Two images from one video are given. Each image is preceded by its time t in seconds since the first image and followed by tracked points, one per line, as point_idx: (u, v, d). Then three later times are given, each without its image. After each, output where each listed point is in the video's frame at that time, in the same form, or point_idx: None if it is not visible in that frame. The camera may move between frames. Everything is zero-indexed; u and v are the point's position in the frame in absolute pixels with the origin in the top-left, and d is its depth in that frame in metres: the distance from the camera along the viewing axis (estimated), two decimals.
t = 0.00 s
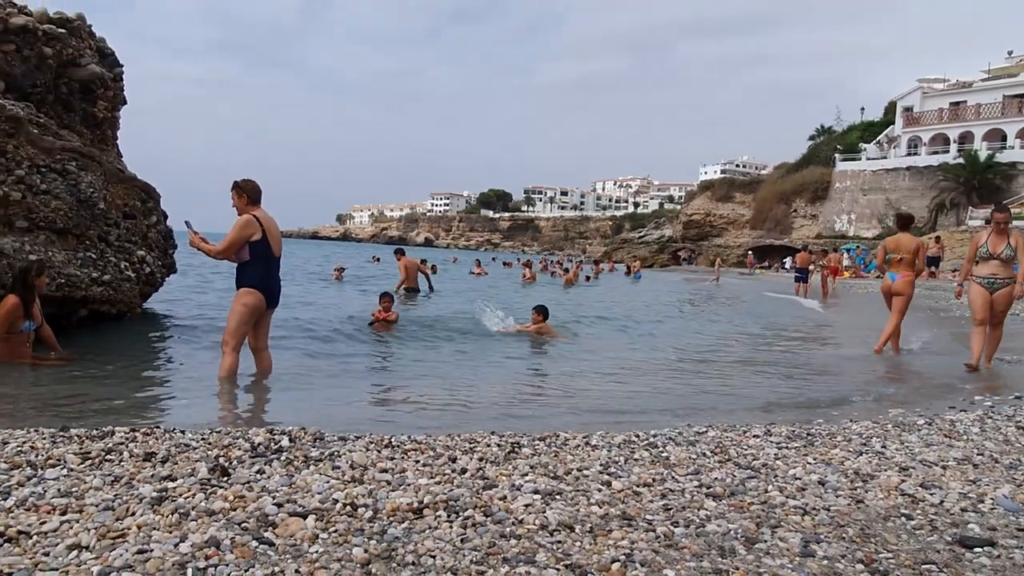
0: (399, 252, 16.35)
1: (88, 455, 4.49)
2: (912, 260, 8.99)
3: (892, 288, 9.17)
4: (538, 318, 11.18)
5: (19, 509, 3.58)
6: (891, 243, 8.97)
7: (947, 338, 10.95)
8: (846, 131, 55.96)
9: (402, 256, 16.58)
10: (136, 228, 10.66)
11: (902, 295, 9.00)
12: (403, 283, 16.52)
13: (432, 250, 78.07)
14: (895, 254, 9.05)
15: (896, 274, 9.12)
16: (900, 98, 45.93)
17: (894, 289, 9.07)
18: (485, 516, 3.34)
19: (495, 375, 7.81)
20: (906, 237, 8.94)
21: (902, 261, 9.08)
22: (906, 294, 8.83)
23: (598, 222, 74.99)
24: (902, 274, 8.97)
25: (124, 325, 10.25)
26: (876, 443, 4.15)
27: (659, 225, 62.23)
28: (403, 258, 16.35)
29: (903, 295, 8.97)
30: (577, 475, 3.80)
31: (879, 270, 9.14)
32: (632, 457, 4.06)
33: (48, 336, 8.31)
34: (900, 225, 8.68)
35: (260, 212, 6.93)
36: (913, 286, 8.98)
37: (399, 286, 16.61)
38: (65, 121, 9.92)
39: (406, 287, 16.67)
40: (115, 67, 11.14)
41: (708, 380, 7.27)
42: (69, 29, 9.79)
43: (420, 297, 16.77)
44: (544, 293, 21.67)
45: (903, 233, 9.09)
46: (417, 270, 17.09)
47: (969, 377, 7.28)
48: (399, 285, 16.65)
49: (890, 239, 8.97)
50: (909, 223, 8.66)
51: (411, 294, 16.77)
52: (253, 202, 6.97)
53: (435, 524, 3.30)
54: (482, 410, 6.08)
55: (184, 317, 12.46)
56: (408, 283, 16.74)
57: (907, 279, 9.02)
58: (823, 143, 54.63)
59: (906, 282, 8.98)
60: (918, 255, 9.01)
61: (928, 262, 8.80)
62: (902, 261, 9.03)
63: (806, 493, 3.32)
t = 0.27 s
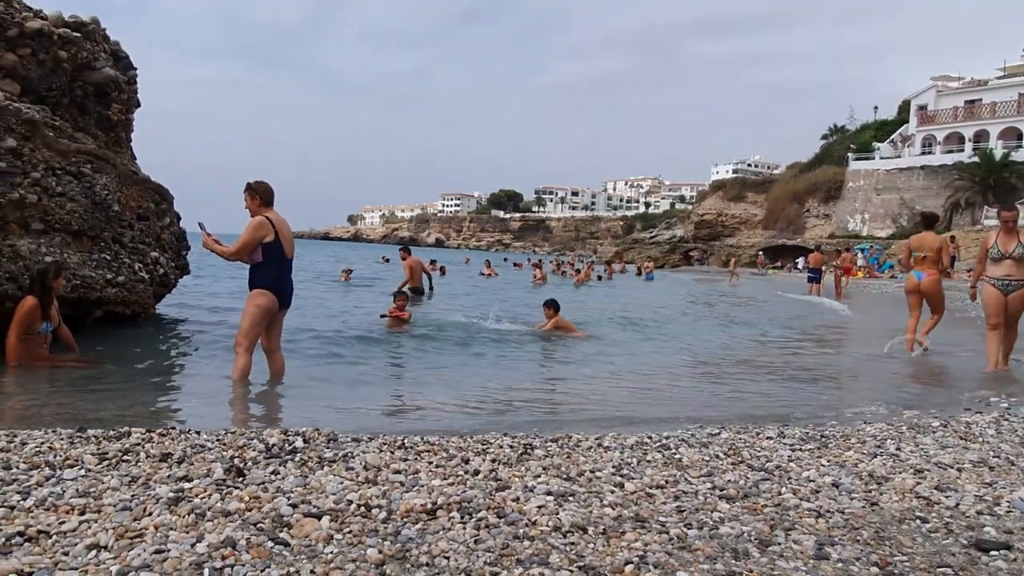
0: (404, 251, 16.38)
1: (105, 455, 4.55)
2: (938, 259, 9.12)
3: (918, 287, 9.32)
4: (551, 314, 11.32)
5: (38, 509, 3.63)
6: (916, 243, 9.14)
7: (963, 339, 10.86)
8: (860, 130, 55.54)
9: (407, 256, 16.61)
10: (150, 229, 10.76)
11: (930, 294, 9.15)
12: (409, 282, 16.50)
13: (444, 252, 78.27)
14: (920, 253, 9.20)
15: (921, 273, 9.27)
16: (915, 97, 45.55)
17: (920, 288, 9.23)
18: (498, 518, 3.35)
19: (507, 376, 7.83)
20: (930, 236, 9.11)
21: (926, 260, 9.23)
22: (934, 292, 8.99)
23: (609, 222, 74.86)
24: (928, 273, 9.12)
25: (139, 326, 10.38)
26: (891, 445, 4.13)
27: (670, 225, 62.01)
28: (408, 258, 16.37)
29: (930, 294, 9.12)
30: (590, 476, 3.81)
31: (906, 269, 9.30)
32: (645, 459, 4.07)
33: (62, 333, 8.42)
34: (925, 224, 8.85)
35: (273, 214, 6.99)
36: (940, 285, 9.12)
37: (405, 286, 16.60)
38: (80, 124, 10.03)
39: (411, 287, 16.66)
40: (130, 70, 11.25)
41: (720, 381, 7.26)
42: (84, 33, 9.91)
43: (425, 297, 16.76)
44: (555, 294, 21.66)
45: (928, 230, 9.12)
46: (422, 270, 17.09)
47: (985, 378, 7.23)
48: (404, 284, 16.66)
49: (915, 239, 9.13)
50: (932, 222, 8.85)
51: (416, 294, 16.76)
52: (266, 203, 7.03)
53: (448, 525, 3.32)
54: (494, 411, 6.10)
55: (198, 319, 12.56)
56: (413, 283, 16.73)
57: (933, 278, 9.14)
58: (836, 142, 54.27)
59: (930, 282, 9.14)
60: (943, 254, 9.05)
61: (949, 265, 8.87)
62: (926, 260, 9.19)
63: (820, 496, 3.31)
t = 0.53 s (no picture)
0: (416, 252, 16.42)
1: (128, 456, 4.63)
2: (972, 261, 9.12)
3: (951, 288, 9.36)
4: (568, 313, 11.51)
5: (64, 508, 3.70)
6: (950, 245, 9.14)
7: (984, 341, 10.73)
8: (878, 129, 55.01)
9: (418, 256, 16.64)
10: (168, 232, 10.89)
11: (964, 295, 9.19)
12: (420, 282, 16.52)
13: (458, 253, 78.44)
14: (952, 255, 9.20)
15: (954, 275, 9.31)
16: (934, 95, 45.07)
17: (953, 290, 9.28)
18: (516, 519, 3.38)
19: (522, 378, 7.84)
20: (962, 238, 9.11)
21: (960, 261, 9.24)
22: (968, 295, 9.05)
23: (623, 222, 74.68)
24: (961, 275, 9.14)
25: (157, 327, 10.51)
26: (911, 448, 4.11)
27: (685, 225, 61.73)
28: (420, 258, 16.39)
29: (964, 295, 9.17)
30: (607, 478, 3.83)
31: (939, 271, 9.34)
32: (662, 461, 4.07)
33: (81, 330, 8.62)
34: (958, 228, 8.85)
35: (290, 216, 7.05)
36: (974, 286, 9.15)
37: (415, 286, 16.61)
38: (100, 128, 10.18)
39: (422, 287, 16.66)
40: (148, 74, 11.39)
41: (736, 383, 7.23)
42: (103, 38, 10.05)
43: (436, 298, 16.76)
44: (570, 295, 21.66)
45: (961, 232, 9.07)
46: (433, 271, 17.11)
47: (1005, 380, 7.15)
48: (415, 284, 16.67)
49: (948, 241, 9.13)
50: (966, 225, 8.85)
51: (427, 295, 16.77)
52: (283, 206, 7.10)
53: (466, 526, 3.35)
54: (509, 413, 6.12)
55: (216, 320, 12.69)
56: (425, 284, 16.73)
57: (966, 279, 9.15)
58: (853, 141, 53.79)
59: (963, 284, 9.16)
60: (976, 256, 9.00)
61: (978, 268, 8.85)
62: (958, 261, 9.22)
63: (839, 499, 3.30)
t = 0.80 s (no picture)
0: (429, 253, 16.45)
1: (151, 455, 4.70)
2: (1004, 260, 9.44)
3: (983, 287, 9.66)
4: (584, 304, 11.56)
5: (90, 506, 3.77)
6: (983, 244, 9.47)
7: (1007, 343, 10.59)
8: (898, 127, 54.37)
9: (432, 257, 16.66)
10: (186, 233, 11.02)
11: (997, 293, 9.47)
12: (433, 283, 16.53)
13: (474, 253, 78.55)
14: (985, 254, 9.52)
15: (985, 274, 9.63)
16: (955, 92, 44.53)
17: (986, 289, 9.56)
18: (534, 520, 3.39)
19: (538, 379, 7.86)
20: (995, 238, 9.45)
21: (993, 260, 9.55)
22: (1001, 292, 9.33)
23: (639, 222, 74.41)
24: (994, 273, 9.46)
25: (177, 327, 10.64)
26: (932, 450, 4.07)
27: (702, 225, 61.39)
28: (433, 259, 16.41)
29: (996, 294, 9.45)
30: (625, 479, 3.83)
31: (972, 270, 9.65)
32: (679, 462, 4.07)
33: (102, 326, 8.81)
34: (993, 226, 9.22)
35: (307, 217, 7.12)
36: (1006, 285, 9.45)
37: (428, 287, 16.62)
38: (120, 130, 10.32)
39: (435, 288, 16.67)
40: (167, 77, 11.54)
41: (754, 384, 7.20)
42: (124, 41, 10.20)
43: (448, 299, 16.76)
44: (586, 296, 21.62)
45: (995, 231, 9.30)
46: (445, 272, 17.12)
47: None
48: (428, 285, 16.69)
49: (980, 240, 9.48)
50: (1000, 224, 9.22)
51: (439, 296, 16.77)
52: (300, 207, 7.16)
53: (485, 526, 3.38)
54: (526, 414, 6.14)
55: (235, 321, 12.83)
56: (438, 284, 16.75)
57: (999, 278, 9.45)
58: (872, 139, 53.24)
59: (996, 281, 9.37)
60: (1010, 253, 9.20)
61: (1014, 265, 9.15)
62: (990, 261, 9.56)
63: (859, 501, 3.29)
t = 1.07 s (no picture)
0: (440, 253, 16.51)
1: (168, 454, 4.76)
2: None
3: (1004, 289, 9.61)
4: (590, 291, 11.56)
5: (109, 505, 3.82)
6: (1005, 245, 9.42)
7: None
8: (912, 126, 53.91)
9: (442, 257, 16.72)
10: (200, 234, 11.12)
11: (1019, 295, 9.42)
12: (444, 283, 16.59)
13: (485, 253, 78.63)
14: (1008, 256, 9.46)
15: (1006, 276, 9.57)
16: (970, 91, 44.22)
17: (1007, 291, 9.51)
18: (548, 520, 3.41)
19: (551, 379, 7.87)
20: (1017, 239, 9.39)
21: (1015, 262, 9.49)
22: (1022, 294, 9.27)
23: (651, 222, 74.20)
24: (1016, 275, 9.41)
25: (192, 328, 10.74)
26: (948, 452, 4.05)
27: (714, 225, 61.14)
28: (444, 260, 16.47)
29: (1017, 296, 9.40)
30: (638, 480, 3.84)
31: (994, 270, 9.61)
32: (693, 464, 4.07)
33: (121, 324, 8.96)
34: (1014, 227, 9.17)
35: (320, 218, 7.17)
36: None
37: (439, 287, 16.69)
38: (135, 132, 10.43)
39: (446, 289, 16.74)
40: (181, 79, 11.64)
41: (767, 385, 7.18)
42: (139, 44, 10.31)
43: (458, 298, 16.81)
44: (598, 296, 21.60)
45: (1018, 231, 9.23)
46: (456, 272, 17.17)
47: None
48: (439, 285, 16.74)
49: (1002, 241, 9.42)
50: None
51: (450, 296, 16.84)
52: (313, 208, 7.21)
53: (500, 526, 3.40)
54: (539, 414, 6.15)
55: (249, 321, 12.93)
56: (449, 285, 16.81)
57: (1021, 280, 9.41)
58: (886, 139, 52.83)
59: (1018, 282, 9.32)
60: None
61: None
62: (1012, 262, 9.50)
63: (874, 503, 3.28)
